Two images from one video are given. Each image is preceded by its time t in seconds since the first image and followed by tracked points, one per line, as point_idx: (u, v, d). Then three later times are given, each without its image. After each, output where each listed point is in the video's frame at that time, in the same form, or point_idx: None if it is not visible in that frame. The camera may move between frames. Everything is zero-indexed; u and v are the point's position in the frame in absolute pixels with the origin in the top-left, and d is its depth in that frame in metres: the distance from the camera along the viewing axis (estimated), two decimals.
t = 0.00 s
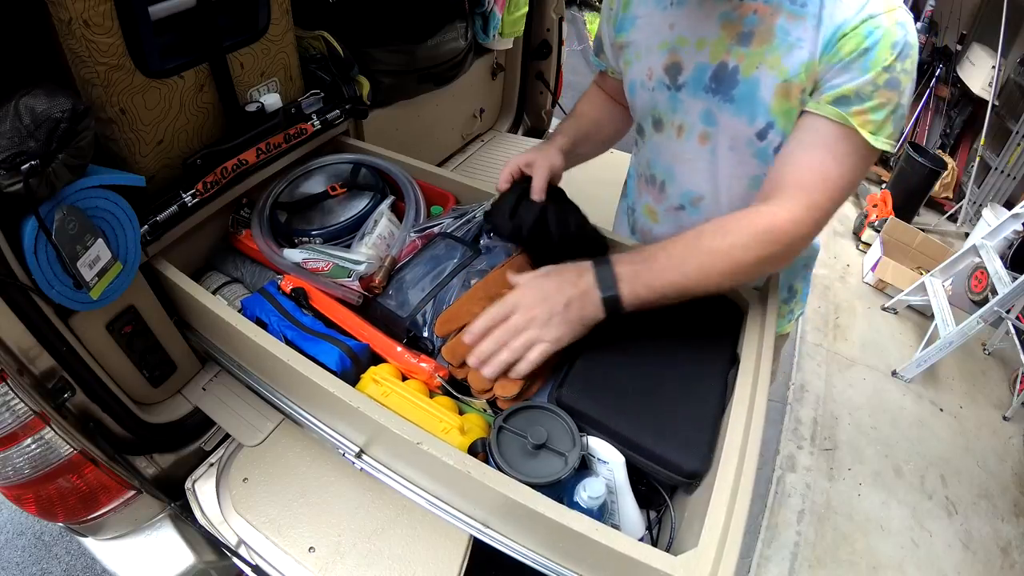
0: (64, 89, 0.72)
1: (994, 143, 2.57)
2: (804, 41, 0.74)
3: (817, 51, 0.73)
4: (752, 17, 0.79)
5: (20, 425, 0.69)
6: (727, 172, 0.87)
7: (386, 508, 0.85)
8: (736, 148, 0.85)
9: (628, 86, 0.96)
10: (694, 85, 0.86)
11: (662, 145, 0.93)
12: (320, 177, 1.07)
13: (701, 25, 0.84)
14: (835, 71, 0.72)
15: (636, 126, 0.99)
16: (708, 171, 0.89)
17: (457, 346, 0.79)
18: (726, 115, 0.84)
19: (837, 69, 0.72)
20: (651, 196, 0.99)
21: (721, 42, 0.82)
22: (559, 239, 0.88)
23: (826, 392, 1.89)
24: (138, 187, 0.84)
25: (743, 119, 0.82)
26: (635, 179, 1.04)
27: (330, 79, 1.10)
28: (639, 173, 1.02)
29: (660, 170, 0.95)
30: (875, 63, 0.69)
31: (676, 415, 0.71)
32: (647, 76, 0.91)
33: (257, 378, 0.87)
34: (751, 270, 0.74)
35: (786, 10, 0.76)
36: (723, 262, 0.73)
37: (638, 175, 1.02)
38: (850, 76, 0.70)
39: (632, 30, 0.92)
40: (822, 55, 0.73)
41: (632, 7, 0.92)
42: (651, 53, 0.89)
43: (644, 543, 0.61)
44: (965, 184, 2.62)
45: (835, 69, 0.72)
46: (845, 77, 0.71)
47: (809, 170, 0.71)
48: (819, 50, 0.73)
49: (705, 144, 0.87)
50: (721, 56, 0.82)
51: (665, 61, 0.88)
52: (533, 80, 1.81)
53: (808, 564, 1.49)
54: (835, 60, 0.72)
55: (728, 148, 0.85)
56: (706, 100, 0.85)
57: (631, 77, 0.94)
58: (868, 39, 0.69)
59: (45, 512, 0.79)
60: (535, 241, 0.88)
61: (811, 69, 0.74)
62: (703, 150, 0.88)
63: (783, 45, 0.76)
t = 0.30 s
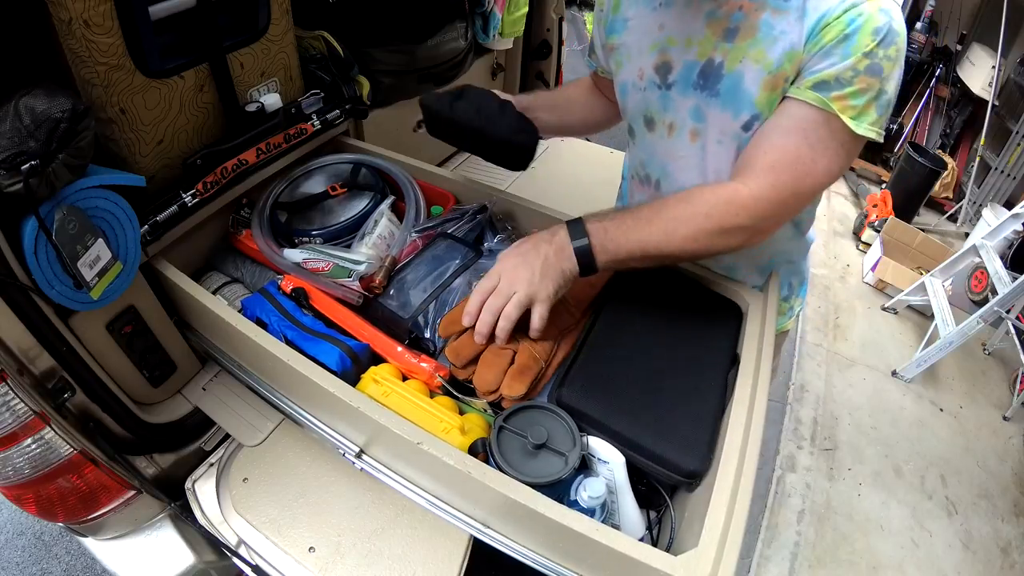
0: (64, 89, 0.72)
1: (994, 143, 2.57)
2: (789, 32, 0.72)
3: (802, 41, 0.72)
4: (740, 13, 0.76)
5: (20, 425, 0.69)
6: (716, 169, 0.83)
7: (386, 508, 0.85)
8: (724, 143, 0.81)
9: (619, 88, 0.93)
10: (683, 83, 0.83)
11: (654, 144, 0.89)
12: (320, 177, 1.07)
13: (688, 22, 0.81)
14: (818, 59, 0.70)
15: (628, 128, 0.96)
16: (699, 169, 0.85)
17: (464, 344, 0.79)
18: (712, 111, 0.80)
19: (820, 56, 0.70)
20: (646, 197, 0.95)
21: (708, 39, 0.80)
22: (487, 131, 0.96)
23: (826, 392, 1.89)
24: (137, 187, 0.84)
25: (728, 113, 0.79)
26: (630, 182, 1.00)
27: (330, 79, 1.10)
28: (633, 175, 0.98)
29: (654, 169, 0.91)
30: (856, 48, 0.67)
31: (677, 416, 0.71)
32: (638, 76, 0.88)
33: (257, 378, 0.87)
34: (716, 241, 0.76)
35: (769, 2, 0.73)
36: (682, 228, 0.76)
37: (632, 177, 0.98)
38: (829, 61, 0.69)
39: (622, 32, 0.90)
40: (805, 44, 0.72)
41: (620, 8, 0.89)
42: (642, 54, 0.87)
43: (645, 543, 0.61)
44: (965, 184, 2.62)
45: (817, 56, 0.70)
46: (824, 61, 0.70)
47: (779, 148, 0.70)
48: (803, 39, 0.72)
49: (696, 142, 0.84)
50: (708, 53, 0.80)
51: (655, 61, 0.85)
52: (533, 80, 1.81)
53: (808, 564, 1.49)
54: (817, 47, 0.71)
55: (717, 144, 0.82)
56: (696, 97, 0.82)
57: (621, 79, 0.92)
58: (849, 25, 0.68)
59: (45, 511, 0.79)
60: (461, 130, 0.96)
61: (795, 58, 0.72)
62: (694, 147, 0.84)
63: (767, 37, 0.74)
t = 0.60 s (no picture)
0: (64, 89, 0.72)
1: (994, 143, 2.57)
2: (772, 23, 0.72)
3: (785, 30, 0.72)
4: (724, 6, 0.76)
5: (20, 425, 0.69)
6: (704, 162, 0.84)
7: (386, 508, 0.85)
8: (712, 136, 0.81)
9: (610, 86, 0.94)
10: (669, 78, 0.83)
11: (643, 140, 0.90)
12: (320, 177, 1.07)
13: (673, 17, 0.81)
14: (803, 46, 0.70)
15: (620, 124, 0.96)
16: (688, 162, 0.85)
17: (483, 354, 0.80)
18: (700, 105, 0.81)
19: (804, 43, 0.70)
20: (638, 192, 0.96)
21: (693, 34, 0.80)
22: (483, 132, 0.99)
23: (826, 392, 1.89)
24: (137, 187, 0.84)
25: (715, 105, 0.79)
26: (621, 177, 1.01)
27: (330, 79, 1.10)
28: (624, 171, 0.99)
29: (644, 164, 0.92)
30: (841, 33, 0.67)
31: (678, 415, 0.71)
32: (625, 73, 0.88)
33: (257, 378, 0.87)
34: (722, 238, 0.75)
35: None
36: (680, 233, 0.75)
37: (624, 173, 0.99)
38: (817, 49, 0.68)
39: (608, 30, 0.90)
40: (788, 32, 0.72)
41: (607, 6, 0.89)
42: (628, 50, 0.87)
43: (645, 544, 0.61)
44: (965, 184, 2.62)
45: (802, 43, 0.70)
46: (811, 49, 0.69)
47: (769, 140, 0.71)
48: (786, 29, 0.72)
49: (683, 136, 0.84)
50: (694, 47, 0.80)
51: (642, 58, 0.85)
52: (533, 80, 1.81)
53: (808, 564, 1.49)
54: (801, 34, 0.70)
55: (704, 138, 0.82)
56: (682, 91, 0.82)
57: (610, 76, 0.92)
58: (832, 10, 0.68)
59: (45, 512, 0.79)
60: (459, 131, 0.99)
61: (779, 47, 0.72)
62: (681, 142, 0.85)
63: (751, 28, 0.74)
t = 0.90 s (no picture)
0: (64, 89, 0.72)
1: (994, 142, 2.57)
2: (767, 23, 0.72)
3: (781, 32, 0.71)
4: (715, 6, 0.76)
5: (20, 425, 0.69)
6: (699, 162, 0.84)
7: (386, 508, 0.85)
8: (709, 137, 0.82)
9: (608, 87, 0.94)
10: (664, 80, 0.83)
11: (639, 141, 0.90)
12: (320, 177, 1.07)
13: (665, 18, 0.81)
14: (806, 51, 0.69)
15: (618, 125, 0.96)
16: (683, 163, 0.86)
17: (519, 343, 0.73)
18: (696, 106, 0.81)
19: (807, 48, 0.68)
20: (634, 193, 0.96)
21: (685, 35, 0.79)
22: (485, 117, 0.99)
23: (826, 392, 1.89)
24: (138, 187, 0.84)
25: (712, 107, 0.79)
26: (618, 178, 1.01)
27: (330, 79, 1.10)
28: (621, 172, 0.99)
29: (641, 166, 0.92)
30: (848, 36, 0.65)
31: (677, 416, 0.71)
32: (621, 75, 0.89)
33: (257, 378, 0.87)
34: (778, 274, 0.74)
35: None
36: (721, 248, 0.72)
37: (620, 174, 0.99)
38: (825, 55, 0.67)
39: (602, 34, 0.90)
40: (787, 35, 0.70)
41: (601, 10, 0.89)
42: (623, 54, 0.87)
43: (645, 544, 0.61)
44: (965, 184, 2.62)
45: (805, 49, 0.69)
46: (821, 57, 0.67)
47: (807, 156, 0.70)
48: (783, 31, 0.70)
49: (678, 137, 0.84)
50: (686, 48, 0.79)
51: (637, 60, 0.85)
52: (533, 80, 1.81)
53: (808, 564, 1.50)
54: (802, 38, 0.68)
55: (700, 138, 0.82)
56: (677, 93, 0.82)
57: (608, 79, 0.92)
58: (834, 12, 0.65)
59: (45, 512, 0.79)
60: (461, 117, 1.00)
61: (778, 50, 0.72)
62: (677, 143, 0.85)
63: (746, 29, 0.73)
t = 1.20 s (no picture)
0: (64, 89, 0.72)
1: (994, 142, 2.57)
2: (787, 29, 0.72)
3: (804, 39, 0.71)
4: (729, 11, 0.75)
5: (20, 425, 0.69)
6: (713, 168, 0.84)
7: (385, 508, 0.85)
8: (727, 143, 0.81)
9: (609, 93, 0.93)
10: (676, 85, 0.83)
11: (648, 147, 0.90)
12: (320, 177, 1.07)
13: (676, 22, 0.80)
14: (834, 61, 0.70)
15: (621, 132, 0.96)
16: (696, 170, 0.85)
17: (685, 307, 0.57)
18: (715, 113, 0.80)
19: (836, 60, 0.70)
20: (640, 200, 0.96)
21: (699, 39, 0.79)
22: (473, 107, 0.99)
23: (826, 392, 1.89)
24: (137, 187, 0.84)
25: (734, 113, 0.79)
26: (620, 184, 1.01)
27: (330, 79, 1.10)
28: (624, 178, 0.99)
29: (647, 172, 0.92)
30: (876, 47, 0.68)
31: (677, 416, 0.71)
32: (627, 82, 0.88)
33: (257, 378, 0.87)
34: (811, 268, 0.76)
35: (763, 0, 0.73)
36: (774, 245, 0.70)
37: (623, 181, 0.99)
38: (857, 67, 0.69)
39: (605, 39, 0.88)
40: (811, 41, 0.70)
41: (602, 14, 0.88)
42: (631, 59, 0.86)
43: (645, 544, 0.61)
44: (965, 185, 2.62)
45: (833, 60, 0.70)
46: (852, 68, 0.69)
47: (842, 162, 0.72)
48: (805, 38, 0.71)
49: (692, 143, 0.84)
50: (701, 53, 0.79)
51: (646, 65, 0.84)
52: (533, 80, 1.81)
53: (808, 564, 1.50)
54: (829, 48, 0.70)
55: (717, 144, 0.82)
56: (692, 99, 0.82)
57: (610, 85, 0.91)
58: (863, 23, 0.67)
59: (45, 512, 0.79)
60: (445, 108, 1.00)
61: (801, 58, 0.72)
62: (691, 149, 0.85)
63: (765, 35, 0.74)
